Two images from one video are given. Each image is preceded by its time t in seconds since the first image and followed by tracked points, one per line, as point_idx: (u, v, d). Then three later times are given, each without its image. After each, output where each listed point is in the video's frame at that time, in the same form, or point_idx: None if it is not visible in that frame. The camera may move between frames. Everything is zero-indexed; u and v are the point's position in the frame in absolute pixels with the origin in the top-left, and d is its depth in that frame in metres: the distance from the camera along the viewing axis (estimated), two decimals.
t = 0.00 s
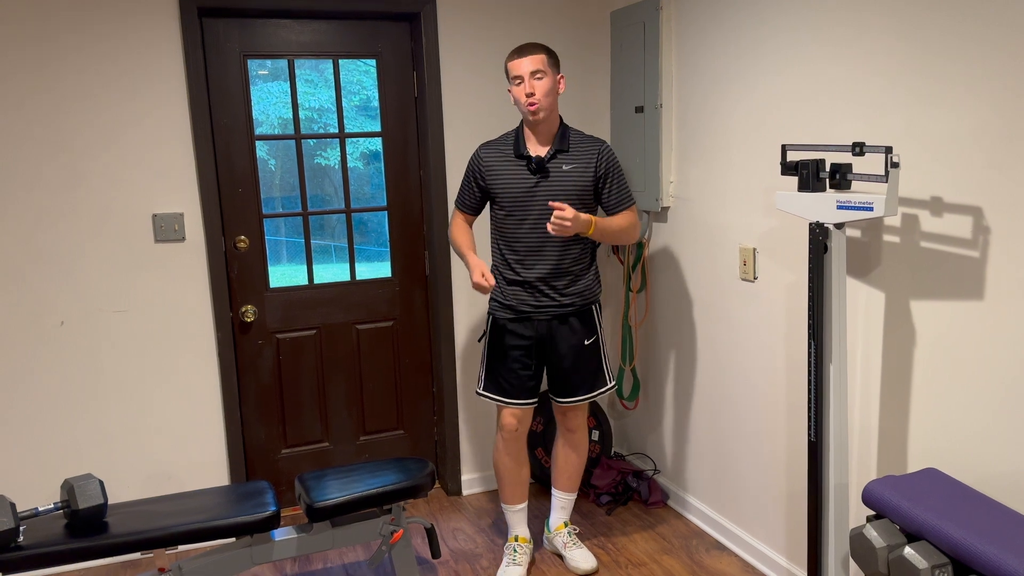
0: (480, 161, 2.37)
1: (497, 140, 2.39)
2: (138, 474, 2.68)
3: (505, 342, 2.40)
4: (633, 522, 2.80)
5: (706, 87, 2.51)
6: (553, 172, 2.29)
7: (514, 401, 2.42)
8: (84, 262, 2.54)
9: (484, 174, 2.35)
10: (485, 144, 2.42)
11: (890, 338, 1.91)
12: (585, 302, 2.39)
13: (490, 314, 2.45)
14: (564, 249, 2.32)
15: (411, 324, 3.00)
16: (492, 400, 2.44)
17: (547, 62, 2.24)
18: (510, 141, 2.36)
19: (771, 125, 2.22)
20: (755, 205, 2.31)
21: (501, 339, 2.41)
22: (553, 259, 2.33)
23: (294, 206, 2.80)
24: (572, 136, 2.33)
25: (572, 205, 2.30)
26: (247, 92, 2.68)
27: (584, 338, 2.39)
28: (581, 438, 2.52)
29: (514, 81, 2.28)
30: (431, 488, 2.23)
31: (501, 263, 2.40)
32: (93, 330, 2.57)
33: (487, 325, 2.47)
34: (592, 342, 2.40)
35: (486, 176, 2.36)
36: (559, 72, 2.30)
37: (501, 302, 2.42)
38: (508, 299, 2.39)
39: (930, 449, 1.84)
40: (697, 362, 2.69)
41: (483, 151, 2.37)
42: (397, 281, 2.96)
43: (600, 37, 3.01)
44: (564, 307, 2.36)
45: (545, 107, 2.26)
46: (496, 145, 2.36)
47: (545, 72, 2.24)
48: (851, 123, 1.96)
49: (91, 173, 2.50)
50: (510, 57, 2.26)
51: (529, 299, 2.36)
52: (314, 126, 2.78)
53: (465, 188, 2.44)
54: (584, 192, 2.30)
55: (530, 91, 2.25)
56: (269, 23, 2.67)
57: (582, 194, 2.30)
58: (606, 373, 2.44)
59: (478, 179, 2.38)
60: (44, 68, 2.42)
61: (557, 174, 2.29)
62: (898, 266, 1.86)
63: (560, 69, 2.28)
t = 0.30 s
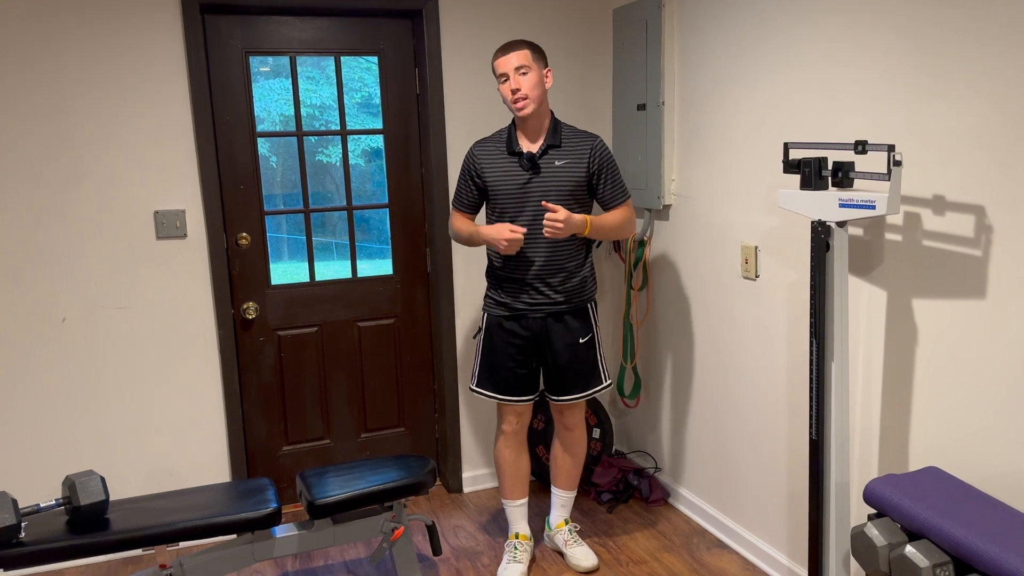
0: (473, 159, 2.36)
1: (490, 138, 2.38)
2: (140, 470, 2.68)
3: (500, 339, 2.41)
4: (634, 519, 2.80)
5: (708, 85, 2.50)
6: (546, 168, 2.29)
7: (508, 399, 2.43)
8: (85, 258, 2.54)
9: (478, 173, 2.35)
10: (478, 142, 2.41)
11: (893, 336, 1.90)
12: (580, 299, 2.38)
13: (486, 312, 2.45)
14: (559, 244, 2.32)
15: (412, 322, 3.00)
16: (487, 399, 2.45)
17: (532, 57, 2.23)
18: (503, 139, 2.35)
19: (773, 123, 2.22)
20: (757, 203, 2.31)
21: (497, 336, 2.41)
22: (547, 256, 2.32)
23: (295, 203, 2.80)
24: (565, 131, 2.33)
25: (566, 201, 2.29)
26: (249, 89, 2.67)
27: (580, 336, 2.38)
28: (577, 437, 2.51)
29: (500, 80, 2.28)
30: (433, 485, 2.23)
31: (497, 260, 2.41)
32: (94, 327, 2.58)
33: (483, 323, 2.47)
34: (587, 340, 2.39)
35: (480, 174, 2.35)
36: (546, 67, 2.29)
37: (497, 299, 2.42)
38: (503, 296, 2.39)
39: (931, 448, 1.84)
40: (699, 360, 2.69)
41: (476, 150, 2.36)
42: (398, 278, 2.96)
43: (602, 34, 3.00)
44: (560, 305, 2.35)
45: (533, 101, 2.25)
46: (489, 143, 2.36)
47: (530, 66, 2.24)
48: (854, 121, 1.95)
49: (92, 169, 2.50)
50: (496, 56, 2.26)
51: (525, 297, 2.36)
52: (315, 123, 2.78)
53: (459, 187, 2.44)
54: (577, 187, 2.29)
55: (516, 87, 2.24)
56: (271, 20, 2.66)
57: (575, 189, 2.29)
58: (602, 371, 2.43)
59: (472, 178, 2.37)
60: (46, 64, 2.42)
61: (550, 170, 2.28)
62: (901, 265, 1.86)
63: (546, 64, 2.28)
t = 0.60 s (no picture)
0: (469, 160, 2.37)
1: (487, 139, 2.39)
2: (141, 468, 2.68)
3: (497, 339, 2.41)
4: (635, 517, 2.80)
5: (710, 83, 2.50)
6: (541, 167, 2.28)
7: (506, 399, 2.43)
8: (87, 256, 2.54)
9: (474, 173, 2.36)
10: (475, 143, 2.42)
11: (894, 336, 1.90)
12: (577, 299, 2.38)
13: (483, 312, 2.46)
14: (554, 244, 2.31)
15: (413, 319, 3.00)
16: (483, 399, 2.45)
17: (525, 57, 2.23)
18: (499, 139, 2.36)
19: (774, 122, 2.22)
20: (759, 201, 2.31)
21: (494, 336, 2.41)
22: (544, 255, 2.32)
23: (297, 201, 2.81)
24: (561, 131, 2.33)
25: (561, 201, 2.29)
26: (251, 87, 2.67)
27: (577, 335, 2.37)
28: (577, 438, 2.51)
29: (494, 79, 2.28)
30: (434, 483, 2.23)
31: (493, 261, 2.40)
32: (96, 325, 2.58)
33: (480, 323, 2.47)
34: (586, 339, 2.38)
35: (476, 175, 2.36)
36: (539, 65, 2.30)
37: (494, 299, 2.42)
38: (500, 295, 2.39)
39: (932, 447, 1.84)
40: (700, 358, 2.69)
41: (472, 151, 2.37)
42: (400, 276, 2.96)
43: (604, 32, 3.00)
44: (557, 305, 2.35)
45: (527, 100, 2.25)
46: (485, 144, 2.37)
47: (523, 67, 2.23)
48: (856, 119, 1.95)
49: (94, 167, 2.51)
50: (491, 54, 2.26)
51: (521, 297, 2.36)
52: (317, 120, 2.78)
53: (457, 188, 2.45)
54: (573, 186, 2.29)
55: (510, 86, 2.24)
56: (273, 17, 2.66)
57: (571, 189, 2.29)
58: (600, 370, 2.42)
59: (469, 179, 2.38)
60: (48, 62, 2.42)
61: (545, 170, 2.28)
62: (903, 264, 1.86)
63: (539, 62, 2.28)
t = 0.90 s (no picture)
0: (462, 162, 2.36)
1: (479, 141, 2.39)
2: (143, 466, 2.69)
3: (496, 340, 2.41)
4: (636, 516, 2.80)
5: (712, 82, 2.50)
6: (535, 168, 2.28)
7: (505, 401, 2.43)
8: (89, 254, 2.54)
9: (468, 175, 2.35)
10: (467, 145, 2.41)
11: (896, 335, 1.90)
12: (575, 299, 2.37)
13: (480, 313, 2.45)
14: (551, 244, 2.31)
15: (414, 318, 3.00)
16: (481, 401, 2.44)
17: (522, 58, 2.23)
18: (492, 140, 2.35)
19: (776, 121, 2.22)
20: (760, 200, 2.31)
21: (491, 337, 2.41)
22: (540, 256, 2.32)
23: (299, 199, 2.81)
24: (555, 130, 2.33)
25: (556, 201, 2.29)
26: (252, 86, 2.67)
27: (576, 336, 2.37)
28: (577, 442, 2.49)
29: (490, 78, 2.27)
30: (435, 482, 2.23)
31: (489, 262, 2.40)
32: (98, 324, 2.58)
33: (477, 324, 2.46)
34: (584, 339, 2.38)
35: (470, 177, 2.35)
36: (535, 66, 2.29)
37: (491, 300, 2.41)
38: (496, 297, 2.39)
39: (934, 446, 1.84)
40: (701, 357, 2.69)
41: (465, 152, 2.37)
42: (401, 275, 2.96)
43: (605, 31, 3.00)
44: (554, 305, 2.35)
45: (522, 102, 2.25)
46: (478, 145, 2.36)
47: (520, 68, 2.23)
48: (858, 118, 1.95)
49: (96, 166, 2.51)
50: (487, 54, 2.24)
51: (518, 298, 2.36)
52: (318, 119, 2.78)
53: (450, 190, 2.44)
54: (568, 185, 2.29)
55: (506, 87, 2.23)
56: (275, 17, 2.66)
57: (566, 189, 2.29)
58: (599, 370, 2.42)
59: (462, 181, 2.38)
60: (50, 61, 2.42)
61: (540, 170, 2.28)
62: (905, 263, 1.86)
63: (536, 64, 2.27)
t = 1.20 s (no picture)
0: (455, 164, 2.35)
1: (471, 143, 2.38)
2: (143, 466, 2.69)
3: (491, 343, 2.41)
4: (637, 516, 2.80)
5: (712, 82, 2.50)
6: (528, 168, 2.28)
7: (499, 404, 2.44)
8: (89, 254, 2.54)
9: (461, 176, 2.34)
10: (459, 148, 2.40)
11: (896, 336, 1.90)
12: (571, 302, 2.37)
13: (474, 316, 2.44)
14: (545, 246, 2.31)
15: (415, 318, 3.00)
16: (476, 404, 2.45)
17: (512, 59, 2.25)
18: (484, 142, 2.35)
19: (777, 121, 2.22)
20: (761, 200, 2.31)
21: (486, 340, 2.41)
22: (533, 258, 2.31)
23: (299, 200, 2.81)
24: (547, 131, 2.33)
25: (549, 201, 2.29)
26: (253, 86, 2.67)
27: (572, 339, 2.36)
28: (578, 450, 2.47)
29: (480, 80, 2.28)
30: (436, 482, 2.23)
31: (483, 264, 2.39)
32: (99, 324, 2.58)
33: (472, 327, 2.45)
34: (579, 343, 2.37)
35: (462, 179, 2.34)
36: (526, 69, 2.31)
37: (485, 303, 2.40)
38: (491, 299, 2.38)
39: (934, 447, 1.84)
40: (702, 357, 2.69)
41: (458, 154, 2.36)
42: (402, 275, 2.96)
43: (605, 32, 3.00)
44: (550, 308, 2.34)
45: (513, 102, 2.25)
46: (470, 147, 2.35)
47: (511, 68, 2.25)
48: (858, 118, 1.95)
49: (97, 166, 2.51)
50: (478, 55, 2.26)
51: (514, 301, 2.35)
52: (319, 120, 2.78)
53: (443, 193, 2.42)
54: (561, 185, 2.29)
55: (497, 86, 2.24)
56: (276, 17, 2.67)
57: (559, 189, 2.29)
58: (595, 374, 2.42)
59: (455, 183, 2.36)
60: (50, 61, 2.42)
61: (532, 170, 2.28)
62: (906, 263, 1.86)
63: (526, 66, 2.29)
